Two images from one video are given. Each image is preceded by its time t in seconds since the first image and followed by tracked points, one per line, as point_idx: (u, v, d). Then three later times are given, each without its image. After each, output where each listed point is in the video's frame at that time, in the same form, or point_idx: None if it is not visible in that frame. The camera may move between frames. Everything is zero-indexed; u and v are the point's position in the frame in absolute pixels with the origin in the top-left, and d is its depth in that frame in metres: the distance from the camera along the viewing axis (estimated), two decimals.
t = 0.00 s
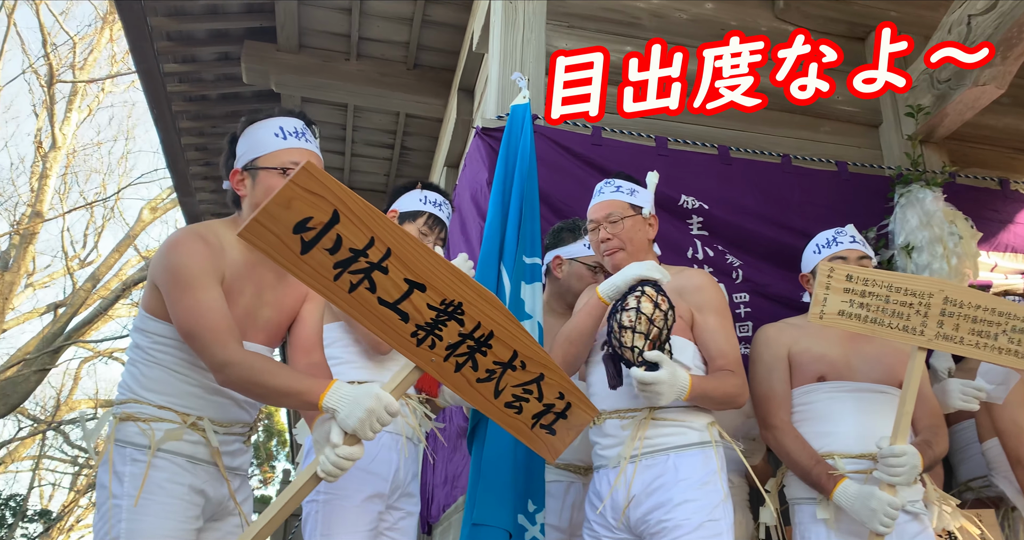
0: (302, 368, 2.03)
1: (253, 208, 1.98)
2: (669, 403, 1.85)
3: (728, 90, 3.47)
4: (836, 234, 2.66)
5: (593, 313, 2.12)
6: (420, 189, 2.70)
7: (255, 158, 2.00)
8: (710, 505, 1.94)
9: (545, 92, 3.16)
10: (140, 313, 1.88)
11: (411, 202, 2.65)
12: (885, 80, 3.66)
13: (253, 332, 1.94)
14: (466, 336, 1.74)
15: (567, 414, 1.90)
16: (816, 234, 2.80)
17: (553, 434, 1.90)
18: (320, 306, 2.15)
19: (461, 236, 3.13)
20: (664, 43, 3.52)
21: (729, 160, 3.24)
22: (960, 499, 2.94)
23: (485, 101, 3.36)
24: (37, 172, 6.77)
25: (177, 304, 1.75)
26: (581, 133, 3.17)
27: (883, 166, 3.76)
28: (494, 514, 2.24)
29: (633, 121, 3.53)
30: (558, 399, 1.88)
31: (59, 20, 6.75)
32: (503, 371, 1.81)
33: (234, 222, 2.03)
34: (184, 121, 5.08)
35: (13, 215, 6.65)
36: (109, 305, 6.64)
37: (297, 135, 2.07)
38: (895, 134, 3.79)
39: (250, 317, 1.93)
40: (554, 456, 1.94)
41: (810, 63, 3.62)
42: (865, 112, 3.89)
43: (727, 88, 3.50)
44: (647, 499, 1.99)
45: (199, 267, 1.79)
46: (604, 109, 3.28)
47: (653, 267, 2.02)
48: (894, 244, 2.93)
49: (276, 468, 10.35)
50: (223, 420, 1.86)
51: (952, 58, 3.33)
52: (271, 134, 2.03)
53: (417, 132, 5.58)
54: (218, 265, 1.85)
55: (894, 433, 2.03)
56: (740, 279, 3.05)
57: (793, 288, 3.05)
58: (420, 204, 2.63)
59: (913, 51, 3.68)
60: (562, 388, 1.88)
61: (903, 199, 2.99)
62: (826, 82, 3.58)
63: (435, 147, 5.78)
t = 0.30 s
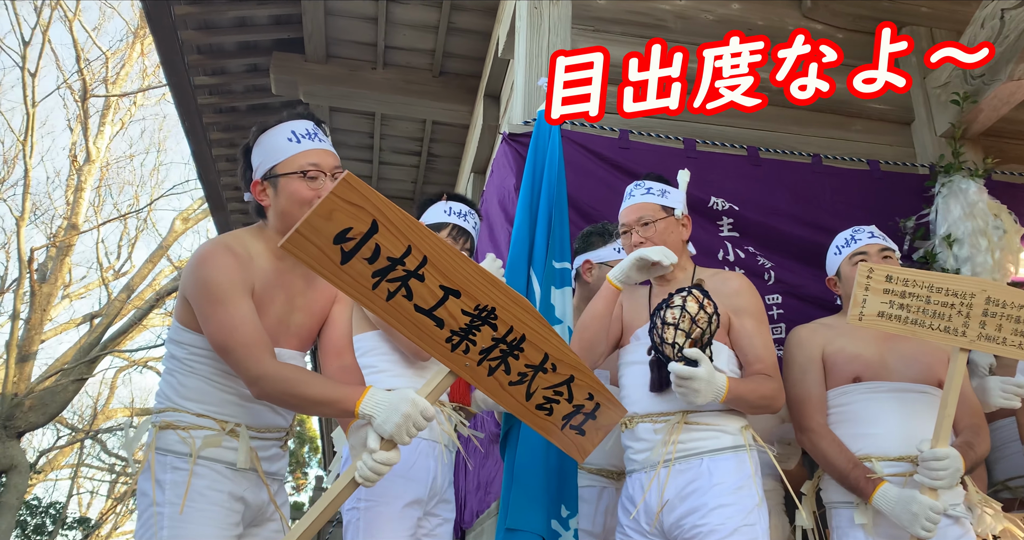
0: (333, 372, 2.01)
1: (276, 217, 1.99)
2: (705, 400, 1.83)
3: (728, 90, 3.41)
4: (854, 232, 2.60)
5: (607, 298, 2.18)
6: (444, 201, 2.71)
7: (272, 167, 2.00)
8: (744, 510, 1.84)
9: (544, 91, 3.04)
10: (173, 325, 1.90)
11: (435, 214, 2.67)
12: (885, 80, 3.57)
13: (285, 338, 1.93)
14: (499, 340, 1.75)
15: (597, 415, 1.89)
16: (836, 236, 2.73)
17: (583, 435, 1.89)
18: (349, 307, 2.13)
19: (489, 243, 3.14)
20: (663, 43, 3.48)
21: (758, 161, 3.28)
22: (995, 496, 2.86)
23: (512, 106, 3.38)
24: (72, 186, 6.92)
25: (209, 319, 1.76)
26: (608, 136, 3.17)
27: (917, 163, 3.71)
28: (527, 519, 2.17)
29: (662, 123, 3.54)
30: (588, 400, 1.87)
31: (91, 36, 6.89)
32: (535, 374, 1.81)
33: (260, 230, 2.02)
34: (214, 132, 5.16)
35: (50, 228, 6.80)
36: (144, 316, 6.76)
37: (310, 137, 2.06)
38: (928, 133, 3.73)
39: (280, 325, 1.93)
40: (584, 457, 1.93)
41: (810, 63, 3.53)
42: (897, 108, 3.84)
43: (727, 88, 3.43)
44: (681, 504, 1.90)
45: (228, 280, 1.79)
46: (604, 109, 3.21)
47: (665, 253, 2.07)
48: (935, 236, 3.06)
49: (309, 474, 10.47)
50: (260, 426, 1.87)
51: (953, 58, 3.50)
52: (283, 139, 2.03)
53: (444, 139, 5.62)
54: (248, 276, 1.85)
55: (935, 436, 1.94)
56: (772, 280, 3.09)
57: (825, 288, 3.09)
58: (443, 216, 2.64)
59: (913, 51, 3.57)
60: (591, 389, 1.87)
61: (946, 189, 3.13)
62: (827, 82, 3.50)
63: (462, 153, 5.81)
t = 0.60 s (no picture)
0: (348, 374, 2.03)
1: (287, 222, 2.00)
2: (726, 398, 1.83)
3: (728, 90, 3.41)
4: (864, 231, 2.57)
5: (618, 288, 2.19)
6: (459, 207, 2.72)
7: (279, 172, 2.02)
8: (761, 512, 1.83)
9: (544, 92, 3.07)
10: (190, 332, 1.92)
11: (450, 219, 2.67)
12: (886, 80, 3.54)
13: (300, 341, 1.95)
14: (514, 342, 1.75)
15: (609, 416, 1.90)
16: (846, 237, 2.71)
17: (597, 436, 1.89)
18: (361, 309, 2.15)
19: (504, 246, 3.14)
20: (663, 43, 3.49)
21: (774, 161, 3.29)
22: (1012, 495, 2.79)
23: (527, 110, 3.40)
24: (94, 194, 7.02)
25: (224, 325, 1.77)
26: (623, 138, 3.19)
27: (936, 162, 3.67)
28: (545, 522, 2.14)
29: (677, 124, 3.54)
30: (601, 402, 1.88)
31: (112, 46, 7.00)
32: (549, 376, 1.82)
33: (271, 235, 2.03)
34: (233, 139, 5.22)
35: (73, 236, 6.91)
36: (165, 322, 6.83)
37: (312, 139, 2.09)
38: (947, 131, 3.70)
39: (296, 327, 1.95)
40: (598, 458, 1.92)
41: (810, 63, 3.53)
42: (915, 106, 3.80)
43: (727, 88, 3.43)
44: (698, 506, 1.89)
45: (243, 286, 1.81)
46: (603, 108, 3.27)
47: (673, 259, 2.06)
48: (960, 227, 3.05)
49: (329, 479, 10.54)
50: (278, 429, 1.89)
51: (954, 57, 3.58)
52: (287, 143, 2.05)
53: (460, 143, 5.65)
54: (261, 280, 1.87)
55: (959, 435, 1.93)
56: (789, 281, 3.07)
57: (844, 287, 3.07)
58: (458, 221, 2.65)
59: (913, 50, 3.56)
60: (605, 390, 1.88)
61: (974, 180, 3.07)
62: (826, 82, 3.50)
63: (477, 156, 5.83)
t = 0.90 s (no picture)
0: (353, 371, 2.04)
1: (293, 219, 2.01)
2: (734, 393, 1.82)
3: (728, 90, 3.45)
4: (875, 230, 2.55)
5: (631, 283, 2.17)
6: (466, 206, 2.72)
7: (286, 171, 2.03)
8: (770, 511, 1.81)
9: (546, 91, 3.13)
10: (199, 333, 1.93)
11: (458, 218, 2.67)
12: (885, 80, 3.58)
13: (308, 340, 1.96)
14: (516, 332, 1.76)
15: (612, 406, 1.90)
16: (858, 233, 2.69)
17: (601, 427, 1.89)
18: (367, 309, 2.15)
19: (512, 246, 3.14)
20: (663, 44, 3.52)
21: (784, 159, 3.28)
22: None
23: (535, 111, 3.41)
24: (106, 199, 7.08)
25: (232, 322, 1.79)
26: (631, 138, 3.18)
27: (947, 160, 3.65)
28: (553, 522, 2.12)
29: (685, 124, 3.53)
30: (604, 392, 1.88)
31: (123, 52, 7.07)
32: (552, 365, 1.82)
33: (278, 235, 2.04)
34: (243, 143, 5.25)
35: (85, 240, 6.96)
36: (177, 326, 6.86)
37: (319, 139, 2.10)
38: (958, 127, 3.67)
39: (304, 325, 1.96)
40: (602, 449, 1.93)
41: (810, 63, 3.58)
42: (925, 104, 3.78)
43: (727, 88, 3.47)
44: (706, 505, 1.88)
45: (252, 284, 1.82)
46: (603, 108, 3.33)
47: (691, 256, 2.07)
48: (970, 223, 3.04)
49: (340, 481, 10.57)
50: (289, 426, 1.90)
51: (953, 58, 3.66)
52: (294, 143, 2.06)
53: (469, 145, 5.66)
54: (269, 279, 1.88)
55: (973, 433, 1.91)
56: (800, 279, 3.06)
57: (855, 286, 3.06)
58: (466, 220, 2.65)
59: (913, 50, 3.59)
60: (607, 380, 1.88)
61: (984, 176, 3.09)
62: (826, 81, 3.52)
63: (486, 159, 5.85)
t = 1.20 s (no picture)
0: (354, 369, 2.03)
1: (293, 218, 2.01)
2: (738, 391, 1.81)
3: (728, 90, 3.45)
4: (882, 229, 2.55)
5: (621, 297, 2.16)
6: (462, 201, 2.72)
7: (286, 171, 2.04)
8: (771, 511, 1.80)
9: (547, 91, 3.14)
10: (203, 333, 1.94)
11: (455, 213, 2.67)
12: (885, 80, 3.58)
13: (312, 339, 1.96)
14: (515, 325, 1.75)
15: (610, 400, 1.89)
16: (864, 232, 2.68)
17: (599, 421, 1.88)
18: (368, 309, 2.15)
19: (517, 247, 3.15)
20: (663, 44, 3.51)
21: (787, 159, 3.27)
22: None
23: (537, 111, 3.41)
24: (111, 201, 7.11)
25: (235, 319, 1.79)
26: (634, 138, 3.18)
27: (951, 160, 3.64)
28: (555, 522, 2.11)
29: (688, 124, 3.53)
30: (601, 386, 1.87)
31: (128, 54, 7.10)
32: (550, 358, 1.81)
33: (279, 235, 2.05)
34: (247, 144, 5.26)
35: (90, 242, 6.99)
36: (181, 327, 6.88)
37: (318, 140, 2.11)
38: (962, 127, 3.66)
39: (307, 324, 1.96)
40: (600, 443, 1.91)
41: (810, 63, 3.58)
42: (929, 104, 3.77)
43: (727, 88, 3.47)
44: (706, 505, 1.87)
45: (255, 281, 1.83)
46: (603, 107, 3.33)
47: (678, 254, 2.05)
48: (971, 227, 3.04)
49: (345, 483, 10.59)
50: (295, 424, 1.90)
51: (953, 58, 3.69)
52: (294, 144, 2.07)
53: (472, 146, 5.67)
54: (272, 277, 1.89)
55: (976, 434, 1.89)
56: (805, 278, 3.05)
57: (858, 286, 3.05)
58: (463, 214, 2.65)
59: (913, 51, 3.58)
60: (604, 374, 1.87)
61: (983, 181, 3.07)
62: (826, 82, 3.52)
63: (489, 159, 5.85)
